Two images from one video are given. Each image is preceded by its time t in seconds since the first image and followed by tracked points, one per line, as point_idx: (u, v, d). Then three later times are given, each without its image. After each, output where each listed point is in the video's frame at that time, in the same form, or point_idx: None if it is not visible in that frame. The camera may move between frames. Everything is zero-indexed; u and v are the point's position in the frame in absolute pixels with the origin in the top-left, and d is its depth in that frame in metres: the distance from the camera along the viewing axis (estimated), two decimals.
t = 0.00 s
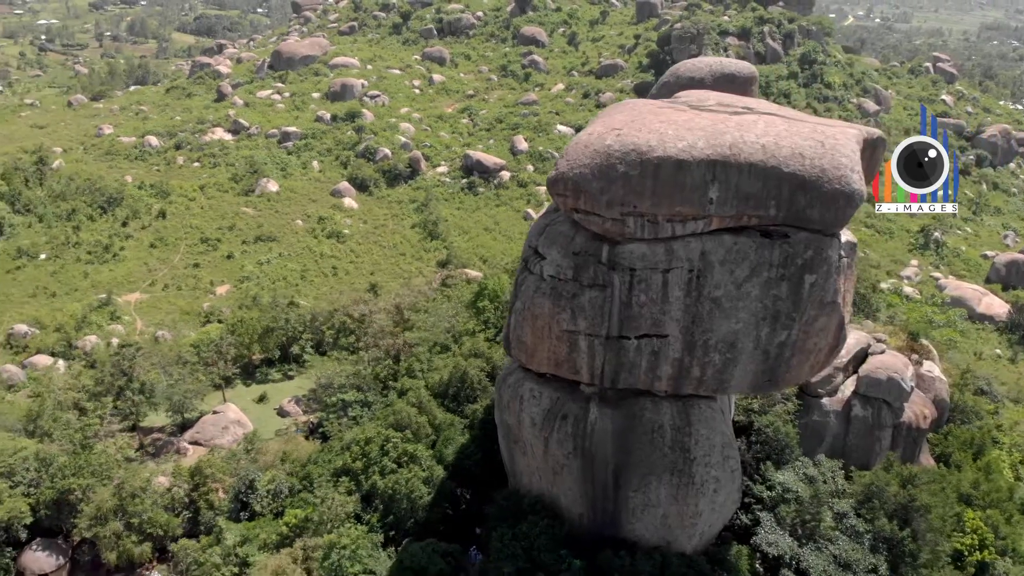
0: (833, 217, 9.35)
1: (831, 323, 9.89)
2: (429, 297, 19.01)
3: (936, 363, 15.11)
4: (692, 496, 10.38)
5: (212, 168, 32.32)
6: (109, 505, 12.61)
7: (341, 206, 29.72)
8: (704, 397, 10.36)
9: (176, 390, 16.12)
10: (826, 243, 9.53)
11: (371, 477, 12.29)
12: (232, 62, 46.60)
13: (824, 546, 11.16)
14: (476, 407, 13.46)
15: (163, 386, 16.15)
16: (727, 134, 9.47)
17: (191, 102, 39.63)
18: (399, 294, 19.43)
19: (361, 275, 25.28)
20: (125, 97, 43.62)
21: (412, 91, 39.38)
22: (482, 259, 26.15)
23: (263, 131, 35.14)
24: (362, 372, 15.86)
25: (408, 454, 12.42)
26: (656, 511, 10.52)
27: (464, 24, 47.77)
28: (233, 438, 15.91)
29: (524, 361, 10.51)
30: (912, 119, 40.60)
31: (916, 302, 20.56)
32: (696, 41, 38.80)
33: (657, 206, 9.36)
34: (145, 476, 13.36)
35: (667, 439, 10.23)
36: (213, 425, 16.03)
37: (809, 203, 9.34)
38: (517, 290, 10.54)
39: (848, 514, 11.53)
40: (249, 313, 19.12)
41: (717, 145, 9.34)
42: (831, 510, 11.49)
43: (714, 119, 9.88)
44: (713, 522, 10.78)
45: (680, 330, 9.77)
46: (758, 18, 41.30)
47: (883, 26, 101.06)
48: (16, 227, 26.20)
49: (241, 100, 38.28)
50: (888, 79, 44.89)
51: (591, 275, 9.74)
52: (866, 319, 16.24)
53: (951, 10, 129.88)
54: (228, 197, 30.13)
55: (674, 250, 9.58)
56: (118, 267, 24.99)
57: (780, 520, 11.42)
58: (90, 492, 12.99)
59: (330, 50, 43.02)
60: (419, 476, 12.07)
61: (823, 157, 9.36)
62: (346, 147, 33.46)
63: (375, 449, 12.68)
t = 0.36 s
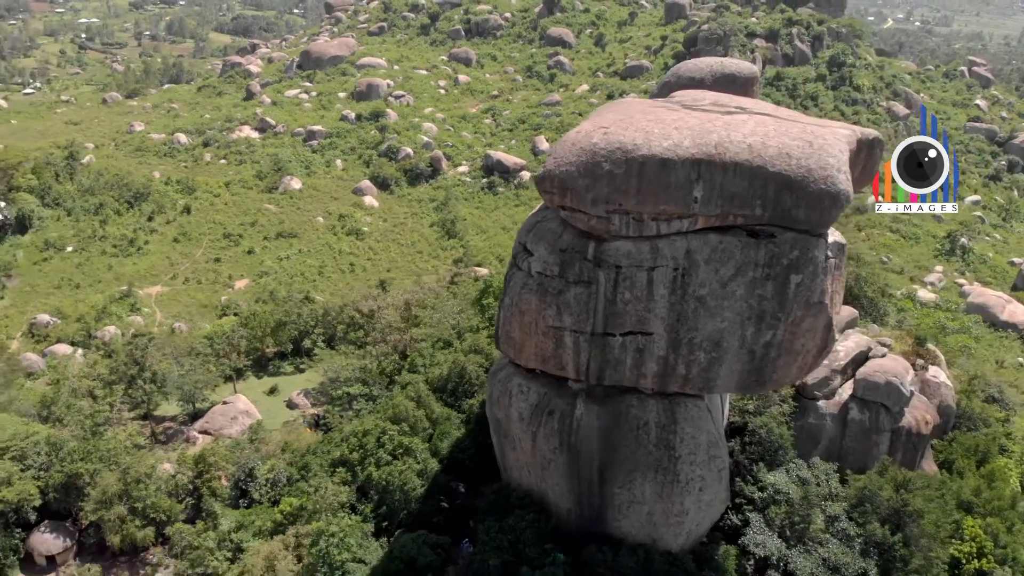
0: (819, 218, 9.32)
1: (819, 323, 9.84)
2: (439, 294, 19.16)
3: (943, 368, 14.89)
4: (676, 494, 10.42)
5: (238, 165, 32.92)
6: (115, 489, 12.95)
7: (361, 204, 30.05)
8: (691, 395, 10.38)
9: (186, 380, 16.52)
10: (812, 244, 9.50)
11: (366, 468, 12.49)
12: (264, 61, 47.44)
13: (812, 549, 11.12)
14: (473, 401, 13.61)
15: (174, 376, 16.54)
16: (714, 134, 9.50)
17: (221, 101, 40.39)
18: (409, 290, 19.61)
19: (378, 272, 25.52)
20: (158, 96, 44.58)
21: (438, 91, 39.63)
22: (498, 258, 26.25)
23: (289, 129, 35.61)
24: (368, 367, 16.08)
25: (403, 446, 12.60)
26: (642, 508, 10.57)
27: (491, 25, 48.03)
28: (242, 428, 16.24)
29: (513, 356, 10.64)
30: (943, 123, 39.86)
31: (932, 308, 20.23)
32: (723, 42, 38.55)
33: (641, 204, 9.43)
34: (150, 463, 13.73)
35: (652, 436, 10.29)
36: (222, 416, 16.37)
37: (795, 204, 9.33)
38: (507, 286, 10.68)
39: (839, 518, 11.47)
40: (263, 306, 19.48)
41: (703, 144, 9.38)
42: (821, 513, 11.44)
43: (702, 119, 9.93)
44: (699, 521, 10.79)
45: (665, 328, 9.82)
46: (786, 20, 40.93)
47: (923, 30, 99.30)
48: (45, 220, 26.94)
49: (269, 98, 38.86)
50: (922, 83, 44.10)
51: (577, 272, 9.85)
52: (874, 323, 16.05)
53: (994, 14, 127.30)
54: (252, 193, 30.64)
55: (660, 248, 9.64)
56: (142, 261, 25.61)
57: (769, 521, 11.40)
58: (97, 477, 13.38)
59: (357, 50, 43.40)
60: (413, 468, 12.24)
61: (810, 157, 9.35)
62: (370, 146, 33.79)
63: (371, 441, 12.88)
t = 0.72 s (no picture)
0: (812, 218, 9.28)
1: (813, 325, 9.78)
2: (455, 291, 19.31)
3: (957, 376, 14.62)
4: (668, 492, 10.46)
5: (272, 162, 33.51)
6: (128, 472, 13.32)
7: (389, 202, 30.36)
8: (685, 394, 10.38)
9: (205, 369, 16.96)
10: (806, 244, 9.46)
11: (369, 458, 12.71)
12: (302, 60, 48.28)
13: (808, 552, 11.04)
14: (477, 396, 13.77)
15: (194, 364, 16.93)
16: (708, 133, 9.53)
17: (258, 99, 41.16)
18: (426, 287, 19.79)
19: (402, 268, 25.72)
20: (199, 93, 45.59)
21: (470, 92, 39.83)
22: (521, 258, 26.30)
23: (322, 128, 35.99)
24: (381, 361, 16.31)
25: (406, 438, 12.80)
26: (634, 505, 10.62)
27: (526, 26, 48.26)
28: (257, 416, 16.61)
29: (509, 351, 10.78)
30: (985, 129, 38.91)
31: (957, 316, 19.81)
32: (758, 43, 38.42)
33: (634, 201, 9.50)
34: (164, 447, 14.10)
35: (644, 434, 10.33)
36: (239, 405, 16.74)
37: (788, 203, 9.30)
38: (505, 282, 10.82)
39: (837, 522, 11.36)
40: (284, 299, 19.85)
41: (697, 143, 9.41)
42: (819, 517, 11.36)
43: (699, 119, 9.96)
44: (693, 520, 10.79)
45: (657, 326, 9.86)
46: (823, 22, 40.28)
47: (973, 34, 97.00)
48: (83, 211, 27.73)
49: (304, 97, 39.47)
50: (965, 88, 43.05)
51: (570, 268, 9.96)
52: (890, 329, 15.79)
53: None
54: (283, 189, 31.13)
55: (653, 246, 9.70)
56: (173, 253, 26.24)
57: (765, 523, 11.35)
58: (113, 459, 13.77)
59: (392, 50, 43.81)
60: (414, 459, 12.42)
61: (804, 157, 9.32)
62: (400, 145, 34.09)
63: (376, 432, 13.11)
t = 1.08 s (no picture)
0: (813, 219, 9.20)
1: (814, 328, 9.68)
2: (478, 288, 19.50)
3: (981, 386, 14.28)
4: (665, 491, 10.48)
5: (313, 159, 34.06)
6: (149, 454, 13.83)
7: (424, 200, 30.69)
8: (685, 393, 10.38)
9: (230, 357, 17.31)
10: (807, 246, 9.39)
11: (378, 448, 12.96)
12: (348, 59, 49.14)
13: (808, 558, 10.93)
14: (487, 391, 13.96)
15: (220, 352, 17.38)
16: (710, 132, 9.54)
17: (304, 97, 41.98)
18: (450, 284, 20.00)
19: (432, 265, 25.96)
20: (247, 91, 46.68)
21: (510, 92, 39.99)
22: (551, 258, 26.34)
23: (363, 127, 36.44)
24: (400, 356, 16.58)
25: (415, 430, 13.04)
26: (631, 503, 10.67)
27: (569, 27, 48.39)
28: (279, 404, 16.99)
29: (511, 346, 10.93)
30: None
31: (991, 326, 19.32)
32: (802, 47, 37.42)
33: (633, 200, 9.56)
34: (185, 431, 14.58)
35: (642, 432, 10.37)
36: (264, 393, 17.14)
37: (788, 204, 9.24)
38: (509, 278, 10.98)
39: (840, 529, 11.23)
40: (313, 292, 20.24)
41: (697, 143, 9.43)
42: (821, 523, 11.23)
43: (703, 118, 9.97)
44: (691, 520, 10.78)
45: (655, 324, 9.90)
46: (872, 25, 39.46)
47: None
48: (129, 203, 28.65)
49: (347, 96, 40.12)
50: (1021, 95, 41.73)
51: (570, 265, 10.07)
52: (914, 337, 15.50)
53: None
54: (322, 186, 31.68)
55: (652, 245, 9.75)
56: (212, 246, 26.96)
57: (765, 527, 11.28)
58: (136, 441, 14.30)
59: (435, 50, 44.30)
60: (421, 450, 12.65)
61: (806, 158, 9.26)
62: (438, 144, 34.43)
63: (386, 423, 13.37)
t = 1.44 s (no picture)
0: (810, 222, 9.14)
1: (812, 331, 9.62)
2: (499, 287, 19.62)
3: (999, 397, 14.06)
4: (661, 490, 10.51)
5: (349, 157, 34.41)
6: (169, 439, 14.29)
7: (455, 200, 30.91)
8: (682, 393, 10.38)
9: (253, 347, 17.73)
10: (804, 248, 9.33)
11: (386, 439, 13.18)
12: (389, 59, 49.76)
13: (806, 563, 10.85)
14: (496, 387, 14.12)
15: (244, 342, 17.78)
16: (710, 133, 9.55)
17: (344, 96, 42.62)
18: (471, 282, 20.16)
19: (459, 263, 26.13)
20: (291, 90, 47.51)
21: (547, 94, 39.50)
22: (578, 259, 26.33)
23: (399, 126, 36.89)
24: (416, 351, 16.79)
25: (422, 423, 13.25)
26: (627, 501, 10.72)
27: (609, 29, 48.27)
28: (299, 394, 17.34)
29: (512, 342, 11.06)
30: None
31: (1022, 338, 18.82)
32: (845, 50, 36.86)
33: (630, 199, 9.62)
34: (204, 418, 15.02)
35: (638, 430, 10.41)
36: (286, 383, 17.48)
37: (786, 206, 9.20)
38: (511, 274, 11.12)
39: (841, 536, 11.13)
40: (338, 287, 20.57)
41: (696, 143, 9.45)
42: (822, 528, 11.12)
43: (705, 119, 9.99)
44: (688, 521, 10.78)
45: (652, 323, 9.94)
46: (916, 29, 38.68)
47: None
48: (169, 197, 29.41)
49: (385, 96, 40.63)
50: None
51: (568, 263, 10.17)
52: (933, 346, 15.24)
53: None
54: (357, 183, 32.09)
55: (649, 244, 9.79)
56: (247, 240, 27.54)
57: (764, 531, 11.21)
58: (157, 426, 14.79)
59: (474, 50, 44.56)
60: (427, 443, 12.88)
61: (805, 160, 9.21)
62: (472, 144, 34.68)
63: (395, 414, 13.59)
